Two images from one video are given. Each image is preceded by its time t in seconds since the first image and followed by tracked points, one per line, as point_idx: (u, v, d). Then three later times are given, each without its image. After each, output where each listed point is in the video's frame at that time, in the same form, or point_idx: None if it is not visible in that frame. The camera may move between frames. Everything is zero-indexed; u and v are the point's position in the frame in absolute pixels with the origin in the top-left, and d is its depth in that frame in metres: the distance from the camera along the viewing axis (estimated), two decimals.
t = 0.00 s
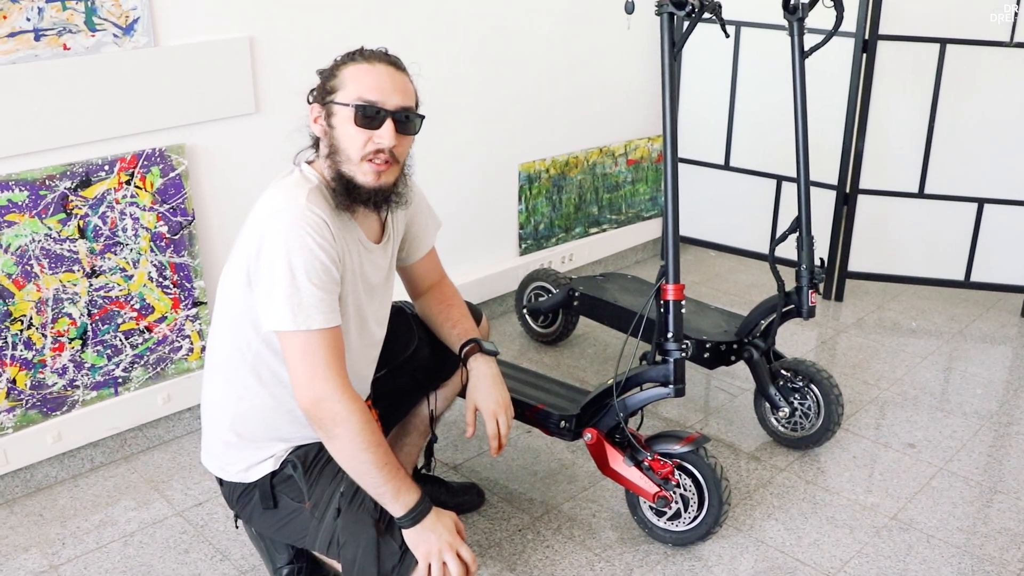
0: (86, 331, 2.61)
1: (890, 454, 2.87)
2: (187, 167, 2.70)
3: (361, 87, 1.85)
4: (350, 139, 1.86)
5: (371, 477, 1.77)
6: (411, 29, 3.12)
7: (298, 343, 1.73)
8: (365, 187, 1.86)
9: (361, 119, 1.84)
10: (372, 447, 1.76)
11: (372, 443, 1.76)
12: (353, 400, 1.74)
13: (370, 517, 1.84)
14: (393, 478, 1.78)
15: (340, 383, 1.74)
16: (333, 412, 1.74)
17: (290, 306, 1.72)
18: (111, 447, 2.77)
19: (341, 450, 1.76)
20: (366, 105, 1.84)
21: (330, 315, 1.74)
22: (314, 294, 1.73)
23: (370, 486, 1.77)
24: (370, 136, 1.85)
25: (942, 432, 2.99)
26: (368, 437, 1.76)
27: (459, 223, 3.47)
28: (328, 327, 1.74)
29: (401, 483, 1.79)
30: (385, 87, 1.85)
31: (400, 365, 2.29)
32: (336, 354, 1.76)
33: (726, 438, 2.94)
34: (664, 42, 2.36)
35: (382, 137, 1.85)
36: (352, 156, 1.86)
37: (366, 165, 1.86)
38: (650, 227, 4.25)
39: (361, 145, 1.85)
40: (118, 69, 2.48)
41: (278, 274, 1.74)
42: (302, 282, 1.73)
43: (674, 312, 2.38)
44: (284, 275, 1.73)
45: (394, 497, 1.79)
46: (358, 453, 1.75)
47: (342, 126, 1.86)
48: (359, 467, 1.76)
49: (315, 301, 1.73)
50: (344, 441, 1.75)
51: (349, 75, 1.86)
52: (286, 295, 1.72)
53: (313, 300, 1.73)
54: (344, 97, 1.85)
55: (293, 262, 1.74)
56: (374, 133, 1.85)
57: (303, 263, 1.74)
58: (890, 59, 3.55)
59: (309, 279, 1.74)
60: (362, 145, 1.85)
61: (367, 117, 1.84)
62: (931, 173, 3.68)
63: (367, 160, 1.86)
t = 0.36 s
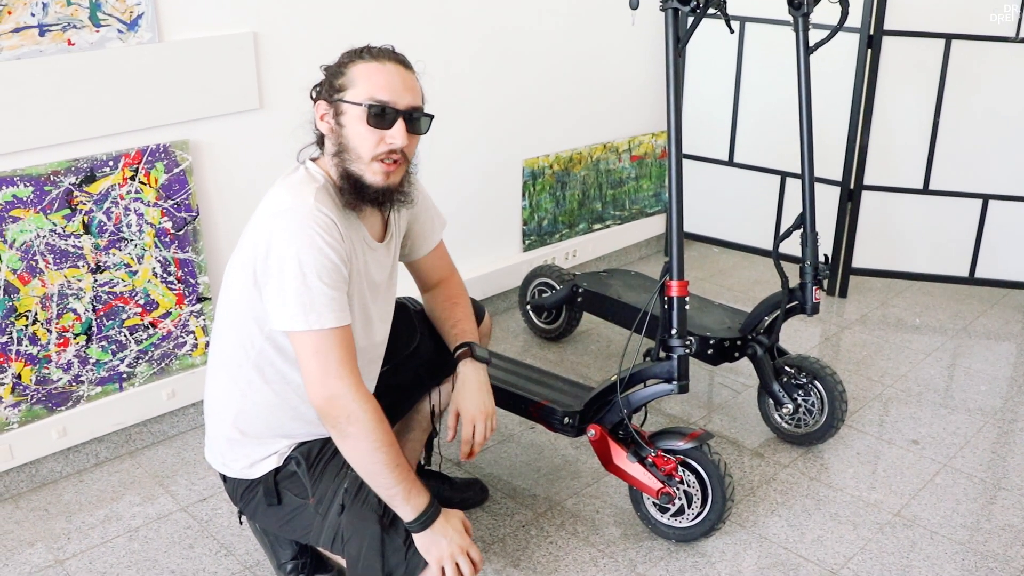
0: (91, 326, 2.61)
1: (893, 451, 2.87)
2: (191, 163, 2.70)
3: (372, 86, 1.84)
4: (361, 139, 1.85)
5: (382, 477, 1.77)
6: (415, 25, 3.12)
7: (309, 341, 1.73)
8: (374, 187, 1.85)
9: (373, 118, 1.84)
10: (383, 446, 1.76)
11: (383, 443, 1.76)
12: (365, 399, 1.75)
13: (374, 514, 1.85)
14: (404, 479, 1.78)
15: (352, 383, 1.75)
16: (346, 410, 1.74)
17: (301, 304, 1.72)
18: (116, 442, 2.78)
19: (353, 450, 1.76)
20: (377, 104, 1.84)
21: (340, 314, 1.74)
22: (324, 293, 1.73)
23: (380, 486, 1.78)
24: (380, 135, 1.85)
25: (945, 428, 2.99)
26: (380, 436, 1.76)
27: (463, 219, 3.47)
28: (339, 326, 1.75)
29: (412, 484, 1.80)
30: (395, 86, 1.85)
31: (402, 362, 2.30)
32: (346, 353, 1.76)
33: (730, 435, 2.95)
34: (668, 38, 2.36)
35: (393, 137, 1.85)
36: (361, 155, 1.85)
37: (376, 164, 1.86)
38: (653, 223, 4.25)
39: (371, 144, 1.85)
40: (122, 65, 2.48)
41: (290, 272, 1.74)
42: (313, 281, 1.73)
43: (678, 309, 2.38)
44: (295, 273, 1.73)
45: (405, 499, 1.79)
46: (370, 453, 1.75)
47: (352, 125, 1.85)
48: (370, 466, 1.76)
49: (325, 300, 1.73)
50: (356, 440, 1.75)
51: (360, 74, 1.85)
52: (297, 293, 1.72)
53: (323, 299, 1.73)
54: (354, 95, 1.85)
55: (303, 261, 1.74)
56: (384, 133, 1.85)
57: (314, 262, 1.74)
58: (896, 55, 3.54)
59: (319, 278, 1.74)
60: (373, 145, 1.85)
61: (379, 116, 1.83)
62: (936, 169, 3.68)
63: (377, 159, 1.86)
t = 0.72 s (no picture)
0: (92, 327, 2.61)
1: (893, 453, 2.87)
2: (193, 164, 2.70)
3: (383, 94, 1.84)
4: (370, 146, 1.85)
5: (380, 482, 1.77)
6: (416, 26, 3.12)
7: (309, 346, 1.73)
8: (384, 195, 1.86)
9: (383, 126, 1.84)
10: (382, 452, 1.76)
11: (382, 448, 1.76)
12: (364, 405, 1.75)
13: (374, 517, 1.85)
14: (402, 484, 1.79)
15: (351, 389, 1.75)
16: (344, 416, 1.74)
17: (302, 310, 1.72)
18: (116, 443, 2.78)
19: (351, 455, 1.76)
20: (388, 112, 1.84)
21: (341, 320, 1.75)
22: (325, 299, 1.73)
23: (378, 491, 1.78)
24: (391, 143, 1.85)
25: (946, 430, 2.99)
26: (378, 442, 1.76)
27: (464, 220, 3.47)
28: (339, 332, 1.75)
29: (410, 489, 1.80)
30: (406, 94, 1.85)
31: (402, 364, 2.29)
32: (346, 358, 1.76)
33: (730, 436, 2.95)
34: (670, 40, 2.36)
35: (404, 145, 1.86)
36: (372, 162, 1.86)
37: (385, 172, 1.86)
38: (654, 224, 4.25)
39: (380, 152, 1.85)
40: (124, 66, 2.48)
41: (291, 277, 1.74)
42: (314, 286, 1.73)
43: (679, 311, 2.38)
44: (296, 278, 1.74)
45: (403, 503, 1.79)
46: (369, 458, 1.76)
47: (361, 132, 1.85)
48: (368, 471, 1.76)
49: (326, 306, 1.73)
50: (354, 446, 1.75)
51: (370, 80, 1.85)
52: (298, 298, 1.72)
53: (324, 305, 1.73)
54: (365, 102, 1.85)
55: (304, 266, 1.74)
56: (394, 141, 1.85)
57: (315, 267, 1.74)
58: (897, 57, 3.54)
59: (321, 283, 1.74)
60: (382, 153, 1.85)
61: (389, 125, 1.84)
62: (936, 171, 3.68)
63: (387, 167, 1.86)
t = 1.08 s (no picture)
0: (92, 330, 2.61)
1: (893, 456, 2.87)
2: (193, 167, 2.70)
3: (387, 98, 1.84)
4: (373, 150, 1.85)
5: (382, 487, 1.77)
6: (416, 29, 3.12)
7: (311, 351, 1.74)
8: (384, 199, 1.86)
9: (387, 131, 1.84)
10: (385, 456, 1.76)
11: (385, 453, 1.76)
12: (367, 409, 1.75)
13: (377, 520, 1.85)
14: (405, 488, 1.78)
15: (354, 393, 1.75)
16: (347, 420, 1.74)
17: (305, 314, 1.72)
18: (116, 445, 2.78)
19: (354, 459, 1.76)
20: (392, 117, 1.83)
21: (343, 324, 1.75)
22: (328, 303, 1.74)
23: (381, 496, 1.78)
24: (393, 148, 1.85)
25: (945, 434, 2.99)
26: (381, 446, 1.76)
27: (463, 223, 3.47)
28: (342, 336, 1.75)
29: (413, 493, 1.80)
30: (409, 99, 1.85)
31: (403, 366, 2.29)
32: (349, 363, 1.76)
33: (730, 440, 2.95)
34: (669, 43, 2.36)
35: (407, 150, 1.85)
36: (374, 166, 1.85)
37: (387, 176, 1.86)
38: (654, 227, 4.25)
39: (383, 156, 1.85)
40: (124, 69, 2.48)
41: (293, 282, 1.74)
42: (317, 291, 1.74)
43: (679, 314, 2.38)
44: (299, 283, 1.74)
45: (405, 508, 1.79)
46: (371, 462, 1.76)
47: (364, 135, 1.85)
48: (371, 476, 1.76)
49: (329, 310, 1.73)
50: (357, 450, 1.75)
51: (375, 84, 1.85)
52: (301, 303, 1.72)
53: (327, 309, 1.73)
54: (369, 106, 1.84)
55: (307, 271, 1.74)
56: (398, 146, 1.85)
57: (318, 272, 1.74)
58: (896, 61, 3.55)
59: (324, 288, 1.74)
60: (385, 157, 1.85)
61: (393, 130, 1.83)
62: (936, 174, 3.68)
63: (388, 171, 1.86)
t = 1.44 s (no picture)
0: (91, 332, 2.61)
1: (893, 457, 2.87)
2: (192, 169, 2.70)
3: (439, 116, 1.90)
4: (427, 167, 1.91)
5: (380, 490, 1.77)
6: (415, 31, 3.12)
7: (308, 354, 1.73)
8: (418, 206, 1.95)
9: (442, 149, 1.91)
10: (382, 459, 1.76)
11: (382, 455, 1.76)
12: (363, 412, 1.74)
13: (377, 520, 1.85)
14: (402, 491, 1.78)
15: (350, 396, 1.74)
16: (344, 423, 1.74)
17: (302, 318, 1.72)
18: (116, 448, 2.78)
19: (351, 462, 1.76)
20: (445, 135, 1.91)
21: (340, 328, 1.75)
22: (326, 307, 1.74)
23: (379, 498, 1.78)
24: (436, 160, 1.94)
25: (945, 434, 2.99)
26: (378, 449, 1.76)
27: (462, 225, 3.47)
28: (339, 340, 1.75)
29: (410, 496, 1.79)
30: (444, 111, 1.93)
31: (401, 368, 2.29)
32: (346, 366, 1.76)
33: (729, 441, 2.95)
34: (668, 45, 2.36)
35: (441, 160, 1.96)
36: (423, 180, 1.93)
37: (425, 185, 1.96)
38: (653, 229, 4.25)
39: (432, 171, 1.93)
40: (123, 71, 2.48)
41: (291, 286, 1.74)
42: (314, 295, 1.74)
43: (678, 315, 2.38)
44: (296, 287, 1.74)
45: (403, 510, 1.79)
46: (369, 465, 1.75)
47: (422, 156, 1.89)
48: (369, 479, 1.76)
49: (326, 314, 1.73)
50: (354, 454, 1.75)
51: (430, 105, 1.87)
52: (298, 307, 1.72)
53: (325, 313, 1.73)
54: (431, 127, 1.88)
55: (304, 274, 1.74)
56: (439, 158, 1.94)
57: (315, 276, 1.74)
58: (894, 61, 3.55)
59: (321, 292, 1.74)
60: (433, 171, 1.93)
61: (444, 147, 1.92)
62: (935, 175, 3.68)
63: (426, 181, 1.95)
